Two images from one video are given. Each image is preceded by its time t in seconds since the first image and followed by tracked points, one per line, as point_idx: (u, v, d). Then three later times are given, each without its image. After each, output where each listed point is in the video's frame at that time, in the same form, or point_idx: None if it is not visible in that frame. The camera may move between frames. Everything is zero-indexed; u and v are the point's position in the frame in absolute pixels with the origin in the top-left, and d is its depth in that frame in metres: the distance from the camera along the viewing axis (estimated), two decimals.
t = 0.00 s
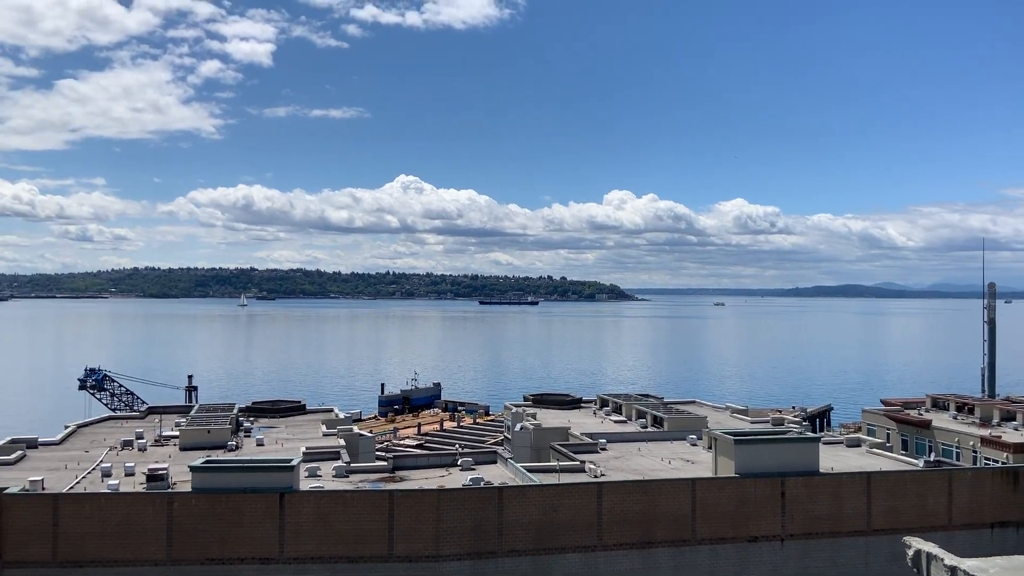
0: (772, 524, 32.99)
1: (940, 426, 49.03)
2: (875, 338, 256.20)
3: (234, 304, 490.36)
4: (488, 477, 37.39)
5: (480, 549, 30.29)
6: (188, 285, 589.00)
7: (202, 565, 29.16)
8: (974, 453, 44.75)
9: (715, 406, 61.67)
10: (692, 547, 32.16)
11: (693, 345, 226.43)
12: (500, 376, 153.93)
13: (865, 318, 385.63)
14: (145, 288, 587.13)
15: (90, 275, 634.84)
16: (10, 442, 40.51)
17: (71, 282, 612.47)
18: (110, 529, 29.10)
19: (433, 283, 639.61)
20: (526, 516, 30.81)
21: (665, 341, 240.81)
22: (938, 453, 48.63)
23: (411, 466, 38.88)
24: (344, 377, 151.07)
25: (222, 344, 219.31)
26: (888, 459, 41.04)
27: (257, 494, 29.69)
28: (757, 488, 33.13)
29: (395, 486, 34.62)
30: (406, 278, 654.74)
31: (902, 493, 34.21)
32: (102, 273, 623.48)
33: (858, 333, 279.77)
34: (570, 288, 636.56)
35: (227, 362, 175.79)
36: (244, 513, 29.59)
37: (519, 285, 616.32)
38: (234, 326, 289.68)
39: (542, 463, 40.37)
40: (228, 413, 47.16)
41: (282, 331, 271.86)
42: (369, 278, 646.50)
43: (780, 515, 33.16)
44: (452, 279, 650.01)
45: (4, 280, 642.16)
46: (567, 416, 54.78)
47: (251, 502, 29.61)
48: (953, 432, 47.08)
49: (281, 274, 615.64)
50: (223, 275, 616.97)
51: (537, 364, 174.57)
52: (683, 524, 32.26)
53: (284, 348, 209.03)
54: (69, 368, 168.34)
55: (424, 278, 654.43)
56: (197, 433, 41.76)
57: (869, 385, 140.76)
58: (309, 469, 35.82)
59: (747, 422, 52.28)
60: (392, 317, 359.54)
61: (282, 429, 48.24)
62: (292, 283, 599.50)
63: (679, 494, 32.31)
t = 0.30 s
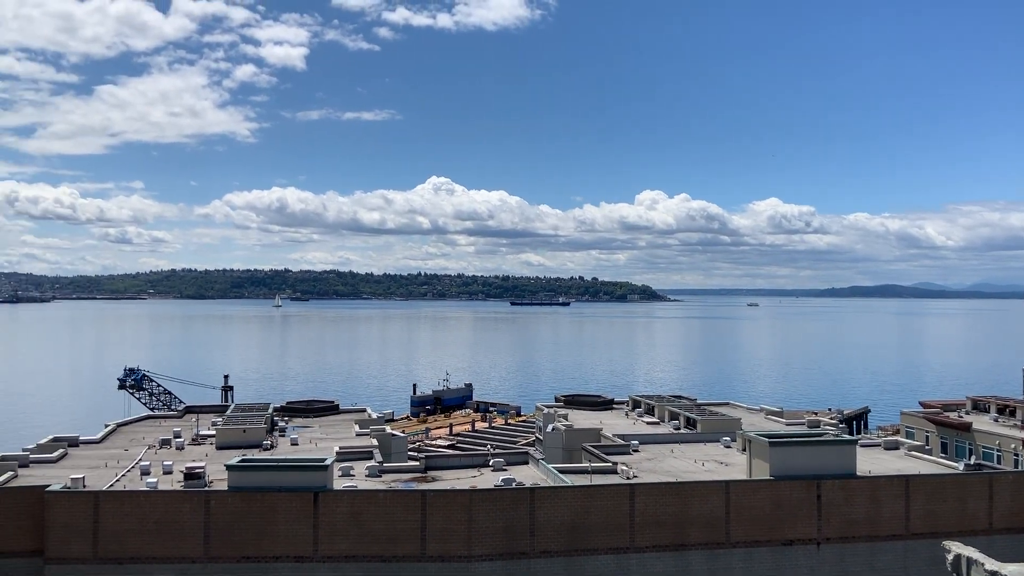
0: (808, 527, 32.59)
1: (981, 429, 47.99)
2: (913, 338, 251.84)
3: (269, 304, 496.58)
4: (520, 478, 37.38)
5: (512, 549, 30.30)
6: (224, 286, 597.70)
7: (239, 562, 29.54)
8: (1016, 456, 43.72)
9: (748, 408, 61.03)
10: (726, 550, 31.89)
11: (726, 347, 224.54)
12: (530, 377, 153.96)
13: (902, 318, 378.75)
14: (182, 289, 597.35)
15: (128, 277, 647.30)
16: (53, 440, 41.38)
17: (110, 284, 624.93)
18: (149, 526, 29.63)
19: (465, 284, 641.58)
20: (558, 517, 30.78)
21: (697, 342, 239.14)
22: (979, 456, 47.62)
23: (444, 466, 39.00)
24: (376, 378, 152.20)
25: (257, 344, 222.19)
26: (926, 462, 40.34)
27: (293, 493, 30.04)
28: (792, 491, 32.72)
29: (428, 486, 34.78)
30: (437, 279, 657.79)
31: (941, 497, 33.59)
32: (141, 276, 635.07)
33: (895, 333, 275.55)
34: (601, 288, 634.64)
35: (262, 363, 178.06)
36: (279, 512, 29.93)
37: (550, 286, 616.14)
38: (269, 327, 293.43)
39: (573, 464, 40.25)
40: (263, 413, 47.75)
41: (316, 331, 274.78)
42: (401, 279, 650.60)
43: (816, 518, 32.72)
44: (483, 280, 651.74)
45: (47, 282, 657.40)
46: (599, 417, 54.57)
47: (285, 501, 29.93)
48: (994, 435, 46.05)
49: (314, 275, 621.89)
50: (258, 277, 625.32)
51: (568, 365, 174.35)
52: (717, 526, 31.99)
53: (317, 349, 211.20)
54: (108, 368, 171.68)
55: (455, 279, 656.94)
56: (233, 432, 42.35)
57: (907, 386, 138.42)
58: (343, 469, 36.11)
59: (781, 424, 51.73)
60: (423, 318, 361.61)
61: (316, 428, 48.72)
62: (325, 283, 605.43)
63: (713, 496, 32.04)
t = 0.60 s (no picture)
0: (852, 532, 31.96)
1: None
2: (962, 339, 245.79)
3: (309, 305, 502.70)
4: (559, 478, 37.26)
5: (551, 551, 30.15)
6: (266, 287, 606.83)
7: (281, 560, 29.89)
8: None
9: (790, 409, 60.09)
10: (769, 554, 31.41)
11: (767, 347, 221.51)
12: (569, 377, 153.44)
13: (950, 319, 369.36)
14: (225, 290, 607.94)
15: (174, 278, 660.83)
16: (101, 437, 42.34)
17: (157, 284, 638.68)
18: (194, 523, 30.12)
19: (503, 284, 642.61)
20: (597, 519, 30.62)
21: (737, 342, 236.23)
22: None
23: (482, 466, 39.04)
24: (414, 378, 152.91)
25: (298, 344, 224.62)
26: (976, 465, 39.33)
27: (332, 492, 30.30)
28: (836, 494, 32.15)
29: (467, 486, 34.84)
30: (475, 279, 659.71)
31: (991, 502, 32.71)
32: (185, 277, 647.29)
33: (944, 334, 269.21)
34: (640, 288, 630.41)
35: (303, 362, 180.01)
36: (319, 511, 30.21)
37: (588, 286, 614.22)
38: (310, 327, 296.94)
39: (613, 466, 39.95)
40: (304, 412, 48.25)
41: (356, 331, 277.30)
42: (440, 280, 653.88)
43: (862, 522, 32.10)
44: (521, 280, 652.16)
45: (96, 283, 674.50)
46: (638, 418, 54.17)
47: (326, 499, 30.22)
48: None
49: (354, 275, 627.96)
50: (299, 277, 633.71)
51: (607, 365, 173.50)
52: (759, 529, 31.56)
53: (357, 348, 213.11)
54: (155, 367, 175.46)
55: (493, 279, 658.24)
56: (275, 431, 42.95)
57: (956, 388, 134.99)
58: (383, 468, 36.36)
59: (824, 426, 50.88)
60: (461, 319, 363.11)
61: (357, 428, 49.11)
62: (365, 284, 610.97)
63: (755, 499, 31.57)
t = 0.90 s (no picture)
0: (902, 537, 31.21)
1: None
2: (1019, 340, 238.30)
3: (352, 306, 508.06)
4: (601, 480, 36.99)
5: (594, 552, 29.97)
6: (310, 288, 615.39)
7: (326, 557, 30.21)
8: None
9: (838, 412, 58.92)
10: (816, 559, 30.83)
11: (813, 348, 217.92)
12: (610, 378, 152.78)
13: (1006, 319, 358.30)
14: (271, 290, 617.55)
15: (221, 279, 673.96)
16: (151, 435, 43.22)
17: (204, 285, 652.11)
18: (240, 520, 30.59)
19: (544, 284, 642.01)
20: (640, 521, 30.35)
21: (783, 343, 232.50)
22: None
23: (524, 466, 38.96)
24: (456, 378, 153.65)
25: (341, 344, 227.14)
26: None
27: (376, 491, 30.51)
28: (886, 499, 31.40)
29: (509, 486, 34.83)
30: (517, 279, 660.22)
31: None
32: (232, 278, 659.12)
33: (999, 335, 261.37)
34: (683, 288, 624.64)
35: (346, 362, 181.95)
36: (363, 509, 30.43)
37: (630, 286, 610.56)
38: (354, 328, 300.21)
39: (655, 467, 39.64)
40: (348, 411, 48.73)
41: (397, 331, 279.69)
42: (481, 280, 656.13)
43: (912, 526, 31.32)
44: (563, 280, 651.07)
45: (147, 285, 691.27)
46: (682, 420, 53.64)
47: (370, 498, 30.44)
48: None
49: (397, 276, 633.12)
50: (342, 278, 641.48)
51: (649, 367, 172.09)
52: (807, 533, 30.98)
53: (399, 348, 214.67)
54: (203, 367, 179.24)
55: (534, 280, 658.26)
56: (319, 429, 43.45)
57: (1012, 391, 131.13)
58: (425, 467, 36.50)
59: (874, 428, 49.72)
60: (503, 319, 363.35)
61: (400, 427, 49.45)
62: (407, 285, 615.65)
63: (801, 502, 31.04)
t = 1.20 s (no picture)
0: (949, 542, 30.50)
1: None
2: None
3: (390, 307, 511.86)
4: (638, 482, 36.70)
5: (632, 555, 29.74)
6: (348, 288, 621.66)
7: (364, 555, 30.43)
8: None
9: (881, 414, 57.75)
10: (859, 563, 30.29)
11: (855, 350, 214.33)
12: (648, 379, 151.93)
13: None
14: (310, 292, 624.90)
15: (262, 280, 684.11)
16: (194, 433, 43.98)
17: (245, 286, 662.71)
18: (279, 517, 30.96)
19: (581, 285, 640.45)
20: (679, 524, 30.06)
21: (824, 345, 229.17)
22: None
23: (561, 468, 38.80)
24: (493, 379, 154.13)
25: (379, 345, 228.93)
26: None
27: (414, 490, 30.64)
28: (931, 503, 30.70)
29: (545, 487, 34.73)
30: (553, 280, 659.44)
31: None
32: (272, 279, 668.21)
33: None
34: (721, 288, 618.55)
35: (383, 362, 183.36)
36: (401, 508, 30.58)
37: (668, 287, 606.31)
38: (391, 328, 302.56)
39: (694, 470, 39.24)
40: (385, 411, 49.03)
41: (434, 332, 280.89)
42: (518, 280, 656.50)
43: (959, 531, 30.59)
44: (599, 281, 649.11)
45: (189, 286, 704.35)
46: (721, 422, 53.05)
47: (407, 498, 30.57)
48: None
49: (434, 277, 636.31)
50: (379, 279, 646.96)
51: (687, 368, 170.64)
52: (849, 538, 30.45)
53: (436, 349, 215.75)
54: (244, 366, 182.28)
55: (571, 280, 656.95)
56: (358, 429, 43.85)
57: None
58: (462, 468, 36.55)
59: (919, 432, 48.65)
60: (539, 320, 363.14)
61: (437, 428, 49.62)
62: (444, 286, 618.51)
63: (844, 506, 30.51)
